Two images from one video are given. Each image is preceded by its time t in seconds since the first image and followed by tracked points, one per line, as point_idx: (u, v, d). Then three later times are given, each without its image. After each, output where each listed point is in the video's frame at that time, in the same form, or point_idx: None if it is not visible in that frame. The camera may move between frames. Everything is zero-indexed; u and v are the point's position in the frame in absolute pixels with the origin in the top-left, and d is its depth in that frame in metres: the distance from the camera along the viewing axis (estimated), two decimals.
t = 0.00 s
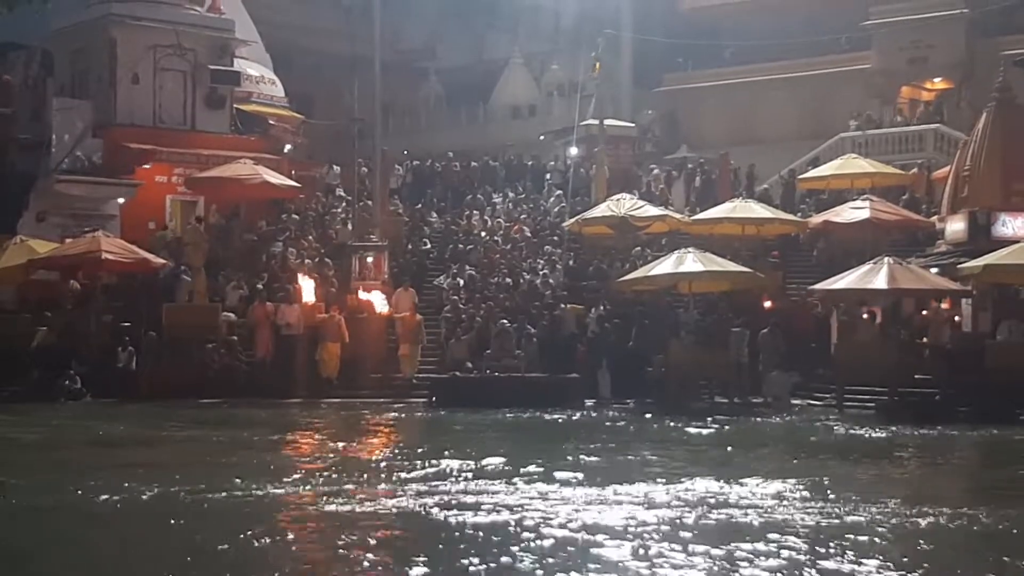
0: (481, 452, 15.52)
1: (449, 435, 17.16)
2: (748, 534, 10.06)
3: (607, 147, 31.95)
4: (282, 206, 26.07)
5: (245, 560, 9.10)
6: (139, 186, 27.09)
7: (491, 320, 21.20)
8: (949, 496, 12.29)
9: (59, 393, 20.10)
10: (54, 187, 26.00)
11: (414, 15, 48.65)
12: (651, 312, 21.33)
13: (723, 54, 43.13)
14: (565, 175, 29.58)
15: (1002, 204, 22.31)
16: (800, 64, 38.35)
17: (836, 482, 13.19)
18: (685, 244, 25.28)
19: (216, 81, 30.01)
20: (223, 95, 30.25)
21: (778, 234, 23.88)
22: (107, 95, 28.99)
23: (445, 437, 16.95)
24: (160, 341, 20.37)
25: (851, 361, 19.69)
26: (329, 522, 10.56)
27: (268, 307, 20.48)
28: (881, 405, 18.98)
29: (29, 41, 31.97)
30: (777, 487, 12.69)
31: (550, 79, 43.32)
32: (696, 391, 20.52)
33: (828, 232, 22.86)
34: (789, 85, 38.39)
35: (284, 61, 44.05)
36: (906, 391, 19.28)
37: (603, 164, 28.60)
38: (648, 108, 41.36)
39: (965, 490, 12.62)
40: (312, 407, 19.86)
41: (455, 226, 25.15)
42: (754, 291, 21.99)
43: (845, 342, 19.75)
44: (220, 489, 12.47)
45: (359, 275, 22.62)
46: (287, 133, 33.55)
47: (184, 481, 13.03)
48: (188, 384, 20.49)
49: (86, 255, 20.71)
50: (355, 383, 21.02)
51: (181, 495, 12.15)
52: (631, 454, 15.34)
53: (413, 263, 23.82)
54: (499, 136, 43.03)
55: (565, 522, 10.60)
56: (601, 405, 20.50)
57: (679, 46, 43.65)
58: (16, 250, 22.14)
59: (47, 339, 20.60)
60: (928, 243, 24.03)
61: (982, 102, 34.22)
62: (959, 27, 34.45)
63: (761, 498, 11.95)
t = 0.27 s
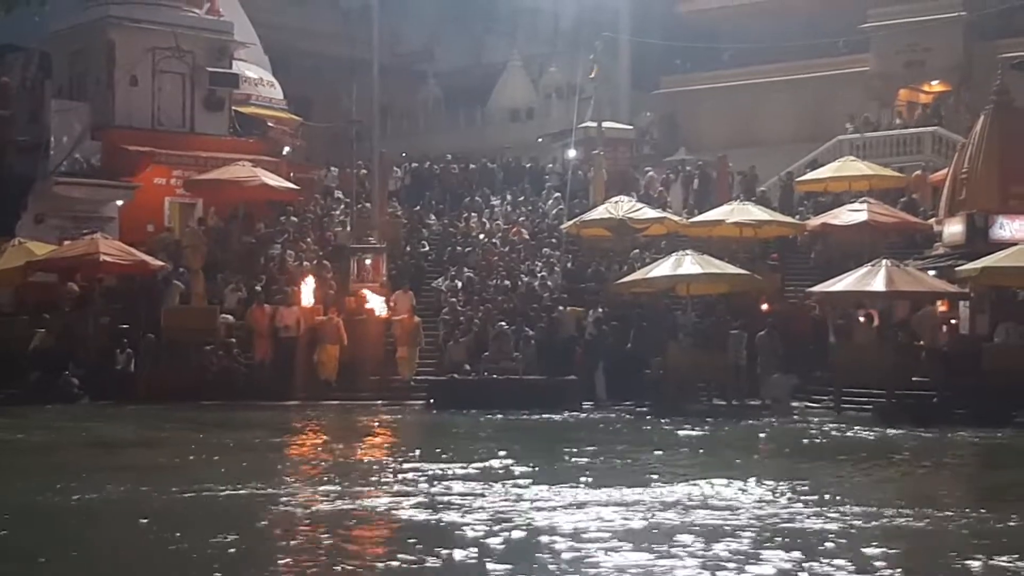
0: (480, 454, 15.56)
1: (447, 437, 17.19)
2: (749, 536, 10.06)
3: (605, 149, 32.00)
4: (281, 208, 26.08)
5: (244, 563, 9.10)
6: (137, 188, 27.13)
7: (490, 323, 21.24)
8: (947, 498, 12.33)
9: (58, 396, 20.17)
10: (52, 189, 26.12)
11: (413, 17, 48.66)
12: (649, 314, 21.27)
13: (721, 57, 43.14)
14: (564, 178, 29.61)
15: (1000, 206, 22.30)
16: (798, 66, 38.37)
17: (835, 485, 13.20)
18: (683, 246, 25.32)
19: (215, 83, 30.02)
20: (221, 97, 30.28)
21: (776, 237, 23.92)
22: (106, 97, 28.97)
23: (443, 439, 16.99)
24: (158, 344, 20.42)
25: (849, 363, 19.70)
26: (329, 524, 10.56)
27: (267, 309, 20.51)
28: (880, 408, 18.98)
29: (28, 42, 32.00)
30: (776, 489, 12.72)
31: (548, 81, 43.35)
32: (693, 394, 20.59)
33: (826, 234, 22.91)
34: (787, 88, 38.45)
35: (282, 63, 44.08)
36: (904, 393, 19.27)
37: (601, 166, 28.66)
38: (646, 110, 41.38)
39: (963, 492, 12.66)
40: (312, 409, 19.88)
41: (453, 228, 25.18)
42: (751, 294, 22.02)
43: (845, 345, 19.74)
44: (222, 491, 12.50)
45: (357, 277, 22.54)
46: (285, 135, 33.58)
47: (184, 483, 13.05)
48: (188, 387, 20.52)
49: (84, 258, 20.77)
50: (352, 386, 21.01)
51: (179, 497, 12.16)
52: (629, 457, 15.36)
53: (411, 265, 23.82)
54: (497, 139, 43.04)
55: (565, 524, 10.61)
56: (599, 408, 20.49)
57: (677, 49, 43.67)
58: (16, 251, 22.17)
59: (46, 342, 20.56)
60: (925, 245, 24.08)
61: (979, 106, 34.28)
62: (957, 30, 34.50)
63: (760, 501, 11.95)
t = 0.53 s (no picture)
0: (479, 455, 15.54)
1: (445, 438, 17.18)
2: (750, 538, 10.02)
3: (605, 150, 31.99)
4: (280, 210, 26.05)
5: (241, 564, 9.06)
6: (136, 189, 27.13)
7: (489, 323, 21.24)
8: (945, 499, 12.31)
9: (57, 397, 20.14)
10: (51, 190, 26.12)
11: (413, 18, 48.57)
12: (648, 316, 21.30)
13: (720, 58, 43.13)
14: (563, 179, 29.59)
15: (999, 207, 22.31)
16: (797, 67, 38.33)
17: (835, 486, 13.16)
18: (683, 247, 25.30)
19: (214, 84, 30.01)
20: (220, 98, 30.29)
21: (776, 238, 23.90)
22: (104, 98, 28.99)
23: (443, 441, 16.96)
24: (157, 345, 20.34)
25: (848, 365, 19.70)
26: (329, 526, 10.50)
27: (265, 309, 20.53)
28: (879, 409, 18.97)
29: (27, 44, 32.00)
30: (774, 491, 12.70)
31: (547, 83, 43.32)
32: (692, 395, 20.68)
33: (825, 235, 22.91)
34: (786, 90, 38.45)
35: (282, 64, 44.07)
36: (903, 393, 19.26)
37: (600, 167, 28.66)
38: (646, 111, 41.23)
39: (961, 494, 12.64)
40: (310, 410, 19.87)
41: (452, 229, 25.17)
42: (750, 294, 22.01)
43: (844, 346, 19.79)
44: (220, 492, 12.48)
45: (356, 278, 22.43)
46: (284, 136, 33.56)
47: (183, 485, 13.02)
48: (187, 387, 20.48)
49: (83, 258, 20.75)
50: (350, 387, 20.98)
51: (176, 499, 12.10)
52: (628, 458, 15.35)
53: (411, 265, 23.77)
54: (497, 140, 42.99)
55: (565, 526, 10.57)
56: (598, 409, 20.52)
57: (676, 50, 43.64)
58: (14, 252, 22.14)
59: (44, 342, 20.69)
60: (925, 246, 24.06)
61: (978, 107, 34.28)
62: (956, 31, 34.50)
63: (760, 503, 11.91)
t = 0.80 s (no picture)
0: (477, 454, 15.52)
1: (442, 437, 17.16)
2: (751, 536, 10.01)
3: (601, 148, 31.98)
4: (276, 208, 26.02)
5: (245, 563, 9.00)
6: (132, 187, 27.08)
7: (485, 321, 21.25)
8: (944, 497, 12.31)
9: (53, 395, 20.05)
10: (47, 188, 25.98)
11: (409, 17, 48.47)
12: (644, 314, 21.51)
13: (717, 55, 43.12)
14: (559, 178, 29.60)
15: (996, 205, 22.59)
16: (792, 66, 38.44)
17: (833, 484, 13.18)
18: (679, 245, 25.29)
19: (209, 82, 29.96)
20: (216, 96, 30.24)
21: (772, 236, 23.90)
22: (100, 96, 28.92)
23: (440, 439, 16.92)
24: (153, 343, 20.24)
25: (845, 363, 19.69)
26: (330, 525, 10.46)
27: (262, 307, 20.44)
28: (875, 408, 19.00)
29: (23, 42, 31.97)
30: (773, 489, 12.69)
31: (544, 80, 43.30)
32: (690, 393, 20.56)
33: (821, 233, 22.91)
34: (783, 88, 38.49)
35: (278, 62, 44.02)
36: (900, 393, 19.29)
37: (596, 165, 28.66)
38: (642, 110, 41.48)
39: (959, 491, 12.65)
40: (306, 409, 19.84)
41: (448, 227, 25.14)
42: (746, 292, 22.03)
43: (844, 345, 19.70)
44: (217, 491, 12.44)
45: (352, 276, 22.64)
46: (280, 134, 33.53)
47: (180, 484, 12.95)
48: (184, 386, 20.40)
49: (79, 256, 20.69)
50: (346, 385, 20.97)
51: (172, 499, 12.01)
52: (626, 457, 15.34)
53: (406, 264, 23.75)
54: (494, 138, 42.95)
55: (566, 524, 10.55)
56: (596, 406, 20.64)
57: (672, 48, 43.70)
58: (10, 251, 22.04)
59: (40, 342, 20.50)
60: (921, 244, 24.08)
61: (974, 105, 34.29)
62: (953, 28, 34.51)
63: (758, 501, 11.91)
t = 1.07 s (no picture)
0: (475, 454, 15.53)
1: (438, 437, 17.13)
2: (748, 531, 10.01)
3: (598, 149, 31.98)
4: (273, 208, 26.00)
5: (240, 565, 8.96)
6: (128, 187, 27.05)
7: (481, 320, 21.35)
8: (940, 496, 12.31)
9: (49, 394, 20.07)
10: (44, 188, 26.01)
11: (407, 17, 48.40)
12: (640, 314, 21.62)
13: (714, 56, 43.14)
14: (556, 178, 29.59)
15: (992, 204, 22.60)
16: (788, 66, 38.46)
17: (829, 483, 13.19)
18: (676, 245, 25.30)
19: (206, 82, 29.95)
20: (212, 96, 30.21)
21: (768, 236, 23.91)
22: (97, 95, 28.91)
23: (437, 439, 16.92)
24: (150, 342, 20.25)
25: (841, 362, 19.70)
26: (325, 524, 10.43)
27: (258, 308, 20.45)
28: (870, 406, 19.01)
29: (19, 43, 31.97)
30: (769, 487, 12.67)
31: (541, 80, 43.30)
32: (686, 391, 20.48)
33: (818, 233, 22.92)
34: (780, 88, 38.54)
35: (276, 61, 44.01)
36: (896, 391, 19.29)
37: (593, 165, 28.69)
38: (639, 109, 41.55)
39: (955, 491, 12.64)
40: (302, 409, 19.81)
41: (444, 227, 25.13)
42: (743, 292, 22.03)
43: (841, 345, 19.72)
44: (213, 490, 12.44)
45: (348, 276, 22.70)
46: (277, 134, 33.54)
47: (175, 484, 12.91)
48: (180, 386, 20.43)
49: (75, 256, 20.72)
50: (343, 385, 20.96)
51: (166, 500, 11.95)
52: (624, 457, 15.33)
53: (403, 265, 23.75)
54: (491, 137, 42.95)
55: (561, 521, 10.54)
56: (593, 405, 20.72)
57: (669, 48, 43.71)
58: (5, 251, 22.02)
59: (36, 341, 20.40)
60: (917, 244, 24.09)
61: (970, 104, 34.31)
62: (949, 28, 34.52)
63: (752, 497, 11.91)
